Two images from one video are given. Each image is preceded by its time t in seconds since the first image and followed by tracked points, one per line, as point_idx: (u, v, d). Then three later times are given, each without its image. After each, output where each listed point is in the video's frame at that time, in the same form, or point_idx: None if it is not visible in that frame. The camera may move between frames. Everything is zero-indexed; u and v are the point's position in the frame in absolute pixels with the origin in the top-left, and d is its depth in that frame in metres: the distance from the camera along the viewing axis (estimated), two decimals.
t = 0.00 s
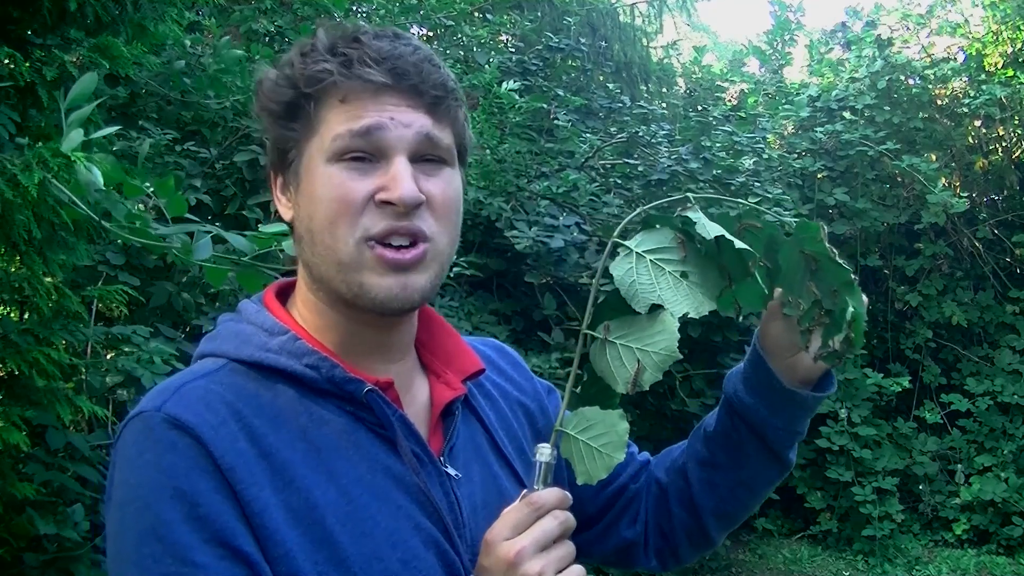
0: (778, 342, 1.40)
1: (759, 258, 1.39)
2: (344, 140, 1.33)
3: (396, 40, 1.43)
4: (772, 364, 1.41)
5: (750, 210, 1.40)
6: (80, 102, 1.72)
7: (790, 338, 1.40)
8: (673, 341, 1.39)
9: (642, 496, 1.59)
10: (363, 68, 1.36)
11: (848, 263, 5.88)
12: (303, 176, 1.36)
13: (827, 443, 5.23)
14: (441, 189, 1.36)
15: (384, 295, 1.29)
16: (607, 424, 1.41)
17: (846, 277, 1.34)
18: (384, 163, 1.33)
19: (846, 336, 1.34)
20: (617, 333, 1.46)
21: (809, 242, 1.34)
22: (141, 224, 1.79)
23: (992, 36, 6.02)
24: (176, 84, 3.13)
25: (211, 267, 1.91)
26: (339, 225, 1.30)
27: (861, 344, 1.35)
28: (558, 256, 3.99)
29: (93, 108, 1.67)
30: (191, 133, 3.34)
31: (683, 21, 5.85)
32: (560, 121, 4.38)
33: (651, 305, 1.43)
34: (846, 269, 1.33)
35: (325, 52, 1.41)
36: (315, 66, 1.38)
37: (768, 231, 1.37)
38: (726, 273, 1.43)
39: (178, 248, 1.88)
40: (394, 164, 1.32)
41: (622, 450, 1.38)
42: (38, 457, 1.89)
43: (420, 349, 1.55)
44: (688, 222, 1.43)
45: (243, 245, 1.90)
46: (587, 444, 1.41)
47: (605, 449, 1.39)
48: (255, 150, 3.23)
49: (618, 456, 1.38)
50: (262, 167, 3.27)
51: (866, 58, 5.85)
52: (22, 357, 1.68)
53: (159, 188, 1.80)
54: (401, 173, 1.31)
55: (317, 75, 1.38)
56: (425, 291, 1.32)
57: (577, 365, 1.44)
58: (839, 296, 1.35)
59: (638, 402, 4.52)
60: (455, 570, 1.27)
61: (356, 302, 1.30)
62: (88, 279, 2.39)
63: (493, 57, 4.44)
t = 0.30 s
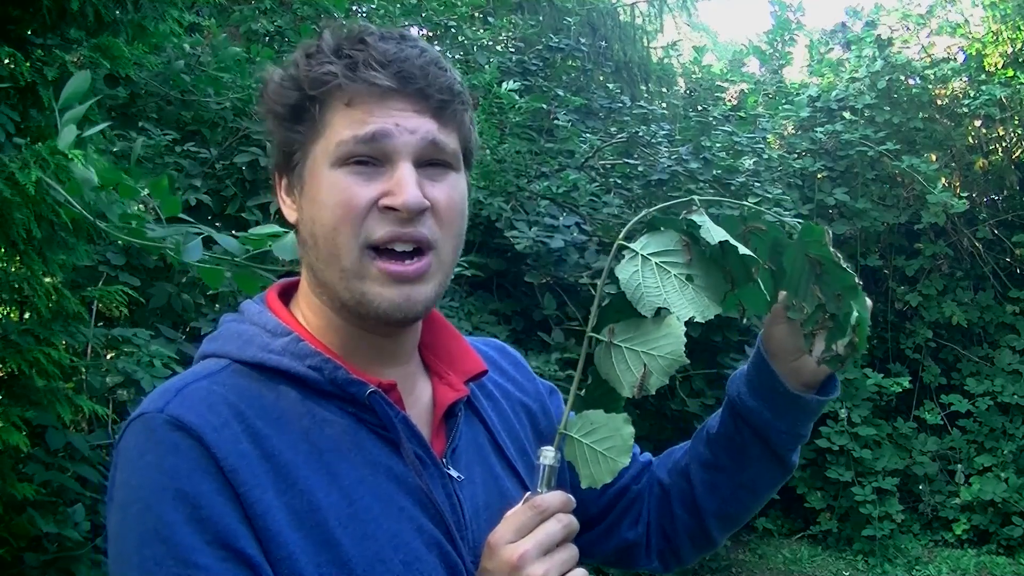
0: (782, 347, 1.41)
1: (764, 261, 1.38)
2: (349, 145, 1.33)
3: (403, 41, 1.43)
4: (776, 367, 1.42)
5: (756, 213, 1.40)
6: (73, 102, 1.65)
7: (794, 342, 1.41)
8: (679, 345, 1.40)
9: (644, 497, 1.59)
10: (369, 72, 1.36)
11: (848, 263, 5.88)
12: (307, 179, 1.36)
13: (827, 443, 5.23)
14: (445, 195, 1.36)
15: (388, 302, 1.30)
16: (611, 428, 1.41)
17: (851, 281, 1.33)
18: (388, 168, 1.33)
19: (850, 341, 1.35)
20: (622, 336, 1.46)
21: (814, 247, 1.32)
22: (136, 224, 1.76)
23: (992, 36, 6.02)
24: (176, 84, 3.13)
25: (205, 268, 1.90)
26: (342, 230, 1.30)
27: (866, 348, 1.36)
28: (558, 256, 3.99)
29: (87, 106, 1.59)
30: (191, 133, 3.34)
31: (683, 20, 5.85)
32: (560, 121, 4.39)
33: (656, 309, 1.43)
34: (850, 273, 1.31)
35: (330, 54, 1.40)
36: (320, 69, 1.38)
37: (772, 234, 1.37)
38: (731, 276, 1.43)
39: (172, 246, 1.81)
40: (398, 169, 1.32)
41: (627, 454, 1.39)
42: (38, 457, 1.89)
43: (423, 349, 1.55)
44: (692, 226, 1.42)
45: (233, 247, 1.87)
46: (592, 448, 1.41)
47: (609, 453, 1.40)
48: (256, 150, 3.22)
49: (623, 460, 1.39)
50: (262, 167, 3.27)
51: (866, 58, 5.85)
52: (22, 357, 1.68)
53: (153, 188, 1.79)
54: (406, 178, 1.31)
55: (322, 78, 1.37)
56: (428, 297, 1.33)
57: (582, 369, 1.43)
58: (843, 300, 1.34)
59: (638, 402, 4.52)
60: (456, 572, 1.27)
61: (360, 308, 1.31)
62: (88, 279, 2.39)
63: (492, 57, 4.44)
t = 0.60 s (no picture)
0: (788, 351, 1.40)
1: (770, 263, 1.39)
2: (414, 159, 1.27)
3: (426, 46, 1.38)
4: (781, 372, 1.41)
5: (762, 215, 1.39)
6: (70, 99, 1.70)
7: (798, 347, 1.40)
8: (678, 344, 1.40)
9: (643, 499, 1.59)
10: (423, 83, 1.29)
11: (848, 263, 5.88)
12: (355, 192, 1.27)
13: (827, 443, 5.24)
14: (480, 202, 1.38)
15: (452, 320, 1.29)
16: (612, 425, 1.41)
17: (857, 286, 1.32)
18: (449, 181, 1.29)
19: (857, 346, 1.33)
20: (624, 335, 1.44)
21: (821, 251, 1.31)
22: (135, 223, 1.79)
23: (992, 36, 6.02)
24: (176, 84, 3.13)
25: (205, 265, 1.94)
26: (413, 249, 1.25)
27: (871, 355, 1.34)
28: (558, 256, 3.98)
29: (82, 105, 1.65)
30: (191, 133, 3.34)
31: (683, 20, 5.86)
32: (560, 121, 4.38)
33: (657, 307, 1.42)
34: (855, 277, 1.31)
35: (366, 58, 1.31)
36: (367, 76, 1.28)
37: (779, 237, 1.37)
38: (734, 277, 1.42)
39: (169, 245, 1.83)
40: (459, 182, 1.30)
41: (627, 451, 1.39)
42: (39, 457, 1.89)
43: (418, 350, 1.54)
44: (697, 226, 1.42)
45: (229, 246, 1.89)
46: (592, 445, 1.41)
47: (610, 450, 1.40)
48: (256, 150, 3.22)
49: (623, 457, 1.39)
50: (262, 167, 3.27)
51: (866, 58, 5.85)
52: (22, 357, 1.68)
53: (150, 187, 1.80)
54: (469, 192, 1.30)
55: (371, 87, 1.28)
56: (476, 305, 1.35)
57: (583, 367, 1.41)
58: (848, 305, 1.33)
59: (638, 403, 4.52)
60: (453, 570, 1.27)
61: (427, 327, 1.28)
62: (88, 279, 2.39)
63: (492, 58, 4.44)
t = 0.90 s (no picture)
0: (782, 355, 1.40)
1: (768, 267, 1.39)
2: (423, 166, 1.29)
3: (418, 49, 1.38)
4: (777, 375, 1.41)
5: (759, 219, 1.39)
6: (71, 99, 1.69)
7: (791, 352, 1.40)
8: (670, 345, 1.39)
9: (635, 498, 1.60)
10: (428, 89, 1.31)
11: (848, 263, 5.88)
12: (367, 201, 1.29)
13: (827, 443, 5.25)
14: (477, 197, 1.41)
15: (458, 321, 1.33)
16: (606, 424, 1.41)
17: (849, 292, 1.33)
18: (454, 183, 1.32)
19: (846, 354, 1.34)
20: (617, 335, 1.45)
21: (815, 256, 1.34)
22: (135, 223, 1.76)
23: (992, 36, 6.02)
24: (176, 84, 3.13)
25: (206, 264, 1.91)
26: (425, 254, 1.28)
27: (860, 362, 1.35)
28: (558, 256, 3.98)
29: (84, 104, 1.63)
30: (191, 133, 3.34)
31: (683, 21, 5.86)
32: (560, 121, 4.38)
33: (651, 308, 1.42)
34: (847, 284, 1.32)
35: (369, 65, 1.31)
36: (374, 84, 1.28)
37: (776, 241, 1.37)
38: (728, 279, 1.44)
39: (171, 246, 1.82)
40: (465, 184, 1.33)
41: (619, 450, 1.38)
42: (38, 457, 1.89)
43: (408, 349, 1.53)
44: (691, 229, 1.44)
45: (232, 242, 1.89)
46: (586, 444, 1.41)
47: (602, 450, 1.39)
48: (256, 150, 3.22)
49: (615, 456, 1.38)
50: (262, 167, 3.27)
51: (866, 58, 5.84)
52: (22, 356, 1.68)
53: (152, 187, 1.82)
54: (474, 192, 1.33)
55: (380, 97, 1.28)
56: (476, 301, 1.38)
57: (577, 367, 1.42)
58: (840, 310, 1.34)
59: (638, 403, 4.52)
60: (446, 569, 1.27)
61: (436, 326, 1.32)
62: (88, 279, 2.39)
63: (492, 58, 4.44)
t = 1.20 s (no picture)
0: (776, 354, 1.40)
1: (761, 264, 1.39)
2: (407, 156, 1.29)
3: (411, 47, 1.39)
4: (771, 375, 1.41)
5: (753, 217, 1.40)
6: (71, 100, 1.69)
7: (786, 351, 1.40)
8: (665, 340, 1.39)
9: (632, 496, 1.60)
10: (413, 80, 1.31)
11: (848, 263, 5.88)
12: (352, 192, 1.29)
13: (827, 443, 5.24)
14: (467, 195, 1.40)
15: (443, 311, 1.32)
16: (600, 419, 1.40)
17: (845, 291, 1.33)
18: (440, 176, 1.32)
19: (841, 352, 1.33)
20: (612, 329, 1.45)
21: (809, 254, 1.33)
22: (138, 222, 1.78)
23: (992, 36, 6.02)
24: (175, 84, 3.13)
25: (208, 263, 1.90)
26: (410, 244, 1.28)
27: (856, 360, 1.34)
28: (558, 256, 3.98)
29: (85, 104, 1.63)
30: (191, 133, 3.34)
31: (682, 20, 5.86)
32: (560, 121, 4.38)
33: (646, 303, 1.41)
34: (842, 282, 1.32)
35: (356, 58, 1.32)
36: (359, 76, 1.29)
37: (770, 239, 1.37)
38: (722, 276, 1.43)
39: (176, 243, 1.85)
40: (452, 174, 1.33)
41: (615, 444, 1.38)
42: (39, 457, 1.89)
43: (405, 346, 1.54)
44: (685, 224, 1.43)
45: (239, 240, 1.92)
46: (580, 438, 1.40)
47: (598, 444, 1.39)
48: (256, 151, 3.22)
49: (611, 450, 1.38)
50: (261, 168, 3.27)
51: (866, 58, 5.84)
52: (22, 355, 1.68)
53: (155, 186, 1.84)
54: (461, 184, 1.33)
55: (365, 88, 1.29)
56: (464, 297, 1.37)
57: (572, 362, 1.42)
58: (834, 309, 1.34)
59: (638, 403, 4.52)
60: (443, 564, 1.26)
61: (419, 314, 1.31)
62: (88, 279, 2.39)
63: (492, 58, 4.44)
